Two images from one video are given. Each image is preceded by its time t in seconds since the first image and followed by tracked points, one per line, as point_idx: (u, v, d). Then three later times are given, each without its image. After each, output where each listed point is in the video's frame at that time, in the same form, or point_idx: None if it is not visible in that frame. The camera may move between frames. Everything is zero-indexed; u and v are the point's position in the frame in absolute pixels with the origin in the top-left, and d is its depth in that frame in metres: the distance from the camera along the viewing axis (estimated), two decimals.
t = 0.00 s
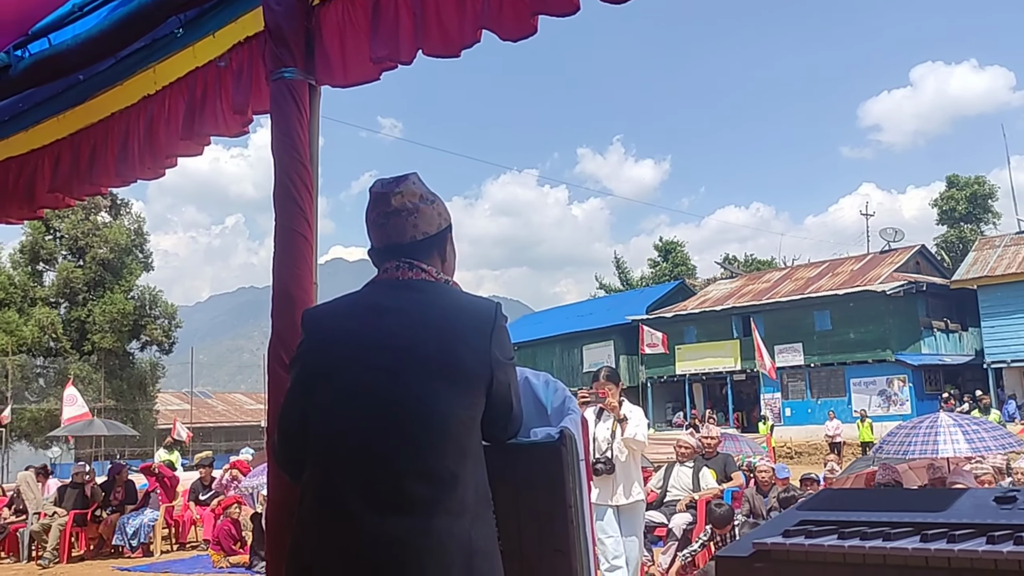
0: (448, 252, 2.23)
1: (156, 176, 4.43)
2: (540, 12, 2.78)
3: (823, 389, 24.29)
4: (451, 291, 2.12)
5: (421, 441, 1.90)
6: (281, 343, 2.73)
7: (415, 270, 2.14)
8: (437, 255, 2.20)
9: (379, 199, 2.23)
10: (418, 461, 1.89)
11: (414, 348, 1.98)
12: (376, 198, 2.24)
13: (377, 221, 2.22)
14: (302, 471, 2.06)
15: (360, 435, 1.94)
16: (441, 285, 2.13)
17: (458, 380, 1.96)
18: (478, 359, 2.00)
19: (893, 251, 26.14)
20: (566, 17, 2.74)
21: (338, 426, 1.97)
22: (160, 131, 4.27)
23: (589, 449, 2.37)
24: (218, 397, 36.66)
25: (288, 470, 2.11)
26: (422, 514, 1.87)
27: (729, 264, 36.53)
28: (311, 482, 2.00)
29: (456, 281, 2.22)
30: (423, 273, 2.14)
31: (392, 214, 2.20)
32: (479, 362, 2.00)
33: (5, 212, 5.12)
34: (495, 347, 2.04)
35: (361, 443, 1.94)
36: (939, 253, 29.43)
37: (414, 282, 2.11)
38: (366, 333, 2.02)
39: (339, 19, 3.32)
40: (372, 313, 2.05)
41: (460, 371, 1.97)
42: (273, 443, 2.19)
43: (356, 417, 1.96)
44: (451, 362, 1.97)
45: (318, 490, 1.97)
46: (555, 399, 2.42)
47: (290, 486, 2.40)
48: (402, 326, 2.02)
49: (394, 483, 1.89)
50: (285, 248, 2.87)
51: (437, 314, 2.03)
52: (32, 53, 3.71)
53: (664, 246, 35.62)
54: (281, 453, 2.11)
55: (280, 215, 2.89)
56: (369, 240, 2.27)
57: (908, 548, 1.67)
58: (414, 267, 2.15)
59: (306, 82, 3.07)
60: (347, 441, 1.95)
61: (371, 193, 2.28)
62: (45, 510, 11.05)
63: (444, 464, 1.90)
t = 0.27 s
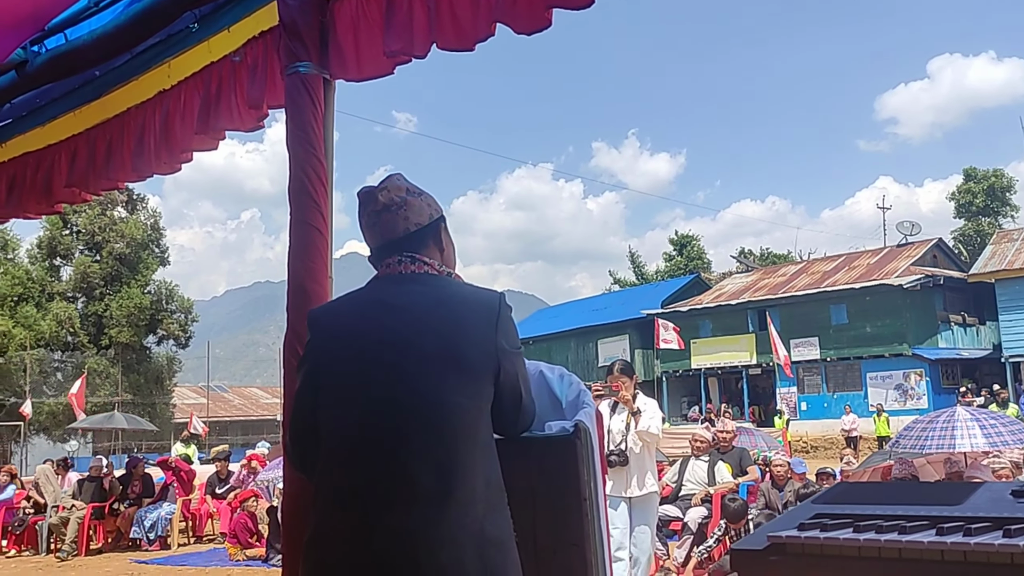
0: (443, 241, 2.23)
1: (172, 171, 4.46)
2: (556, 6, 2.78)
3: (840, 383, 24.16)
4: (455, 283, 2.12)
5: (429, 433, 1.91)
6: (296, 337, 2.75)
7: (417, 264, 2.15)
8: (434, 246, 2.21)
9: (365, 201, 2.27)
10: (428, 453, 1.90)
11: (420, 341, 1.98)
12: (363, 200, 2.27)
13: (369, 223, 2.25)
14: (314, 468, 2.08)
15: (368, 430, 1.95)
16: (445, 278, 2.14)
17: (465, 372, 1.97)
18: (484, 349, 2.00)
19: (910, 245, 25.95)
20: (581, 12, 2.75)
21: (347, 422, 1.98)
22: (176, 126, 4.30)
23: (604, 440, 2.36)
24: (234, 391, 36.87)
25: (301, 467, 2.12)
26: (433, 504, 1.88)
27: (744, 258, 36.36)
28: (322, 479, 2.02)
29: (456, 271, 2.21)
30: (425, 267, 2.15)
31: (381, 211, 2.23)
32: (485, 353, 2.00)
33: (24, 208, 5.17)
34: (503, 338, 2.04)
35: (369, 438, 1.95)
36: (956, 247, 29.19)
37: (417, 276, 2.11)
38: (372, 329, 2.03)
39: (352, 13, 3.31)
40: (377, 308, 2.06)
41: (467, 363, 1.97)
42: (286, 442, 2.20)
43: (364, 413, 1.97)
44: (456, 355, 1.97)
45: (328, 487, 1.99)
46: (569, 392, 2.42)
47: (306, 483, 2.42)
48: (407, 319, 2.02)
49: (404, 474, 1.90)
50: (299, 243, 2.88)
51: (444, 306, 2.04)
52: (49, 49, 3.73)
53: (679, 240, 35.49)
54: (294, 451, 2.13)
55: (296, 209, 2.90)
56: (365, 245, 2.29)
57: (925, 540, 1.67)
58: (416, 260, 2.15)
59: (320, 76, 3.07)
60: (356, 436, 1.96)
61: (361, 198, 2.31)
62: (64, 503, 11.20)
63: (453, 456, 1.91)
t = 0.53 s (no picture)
0: (449, 237, 2.24)
1: (182, 166, 4.48)
2: None
3: (850, 377, 24.08)
4: (460, 277, 2.13)
5: (435, 424, 1.92)
6: (304, 331, 2.76)
7: (422, 259, 2.15)
8: (439, 241, 2.21)
9: (372, 196, 2.27)
10: (434, 443, 1.91)
11: (425, 333, 2.00)
12: (370, 194, 2.27)
13: (374, 218, 2.25)
14: (321, 462, 2.09)
15: (374, 422, 1.96)
16: (450, 272, 2.14)
17: (470, 363, 1.98)
18: (489, 340, 2.01)
19: (920, 238, 25.82)
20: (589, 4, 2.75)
21: (353, 414, 1.99)
22: (185, 121, 4.32)
23: (611, 433, 2.37)
24: (244, 385, 37.05)
25: (309, 461, 2.13)
26: (438, 495, 1.89)
27: (754, 251, 36.25)
28: (329, 472, 2.03)
29: (461, 267, 2.22)
30: (431, 261, 2.15)
31: (387, 206, 2.23)
32: (490, 344, 2.01)
33: (35, 203, 5.20)
34: (508, 330, 2.05)
35: (374, 430, 1.96)
36: (967, 240, 29.04)
37: (423, 269, 2.12)
38: (376, 322, 2.04)
39: (360, 7, 3.31)
40: (382, 301, 2.07)
41: (472, 354, 1.98)
42: (293, 437, 2.22)
43: (370, 405, 1.98)
44: (462, 347, 1.98)
45: (335, 479, 2.00)
46: (577, 385, 2.42)
47: (314, 479, 2.43)
48: (412, 311, 2.04)
49: (410, 466, 1.91)
50: (308, 237, 2.89)
51: (450, 298, 2.05)
52: (59, 44, 3.74)
53: (688, 234, 35.41)
54: (301, 445, 2.14)
55: (304, 204, 2.91)
56: (371, 241, 2.30)
57: (934, 533, 1.67)
58: (421, 255, 2.16)
59: (328, 70, 3.08)
60: (362, 427, 1.97)
61: (366, 193, 2.31)
62: (76, 496, 11.31)
63: (460, 447, 1.92)
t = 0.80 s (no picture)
0: (455, 232, 2.24)
1: (188, 160, 4.49)
2: None
3: (856, 371, 24.05)
4: (466, 272, 2.13)
5: (442, 418, 1.93)
6: (310, 325, 2.77)
7: (428, 253, 2.16)
8: (446, 236, 2.22)
9: (379, 190, 2.27)
10: (439, 438, 1.92)
11: (432, 329, 2.00)
12: (377, 188, 2.28)
13: (381, 213, 2.25)
14: (327, 455, 2.09)
15: (379, 418, 1.97)
16: (456, 266, 2.15)
17: (476, 358, 1.98)
18: (495, 335, 2.01)
19: (927, 232, 25.73)
20: None
21: (359, 409, 2.00)
22: (191, 115, 4.32)
23: (617, 428, 2.37)
24: (251, 380, 37.19)
25: (315, 456, 2.14)
26: (444, 489, 1.90)
27: (760, 246, 36.19)
28: (336, 465, 2.03)
29: (467, 261, 2.22)
30: (436, 256, 2.16)
31: (394, 200, 2.23)
32: (496, 339, 2.02)
33: (41, 197, 5.21)
34: (513, 324, 2.05)
35: (379, 424, 1.96)
36: (974, 234, 28.94)
37: (429, 264, 2.13)
38: (381, 318, 2.05)
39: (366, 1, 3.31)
40: (388, 296, 2.08)
41: (478, 349, 1.99)
42: (299, 430, 2.23)
43: (376, 399, 1.98)
44: (468, 342, 1.99)
45: (341, 473, 2.00)
46: (583, 379, 2.42)
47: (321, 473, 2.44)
48: (417, 307, 2.04)
49: (416, 460, 1.92)
50: (314, 231, 2.90)
51: (455, 292, 2.05)
52: (65, 38, 3.75)
53: (694, 228, 35.36)
54: (307, 439, 2.15)
55: (310, 199, 2.91)
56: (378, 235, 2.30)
57: (939, 526, 1.67)
58: (426, 250, 2.17)
59: (334, 65, 3.08)
60: (367, 422, 1.98)
61: (373, 187, 2.31)
62: (83, 491, 11.32)
63: (465, 442, 1.92)
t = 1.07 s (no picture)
0: (458, 226, 2.24)
1: (191, 155, 4.49)
2: None
3: (858, 367, 24.05)
4: (467, 266, 2.14)
5: (442, 414, 1.93)
6: (312, 320, 2.77)
7: (430, 248, 2.16)
8: (448, 231, 2.22)
9: (382, 183, 2.28)
10: (440, 433, 1.92)
11: (434, 324, 2.00)
12: (380, 182, 2.28)
13: (385, 207, 2.25)
14: (329, 451, 2.09)
15: (380, 413, 1.97)
16: (458, 261, 2.15)
17: (477, 354, 1.98)
18: (496, 330, 2.02)
19: (930, 228, 25.69)
20: None
21: (360, 405, 2.00)
22: (193, 109, 4.33)
23: (618, 423, 2.37)
24: (253, 375, 37.25)
25: (317, 451, 2.14)
26: (444, 485, 1.90)
27: (763, 241, 36.16)
28: (337, 461, 2.04)
29: (469, 256, 2.22)
30: (438, 250, 2.16)
31: (397, 194, 2.24)
32: (497, 334, 2.02)
33: (44, 192, 5.22)
34: (514, 319, 2.05)
35: (380, 419, 1.97)
36: (977, 230, 28.89)
37: (431, 259, 2.13)
38: (382, 313, 2.05)
39: None
40: (389, 291, 2.08)
41: (479, 344, 1.99)
42: (301, 424, 2.23)
43: (378, 396, 1.99)
44: (469, 337, 1.99)
45: (343, 469, 2.00)
46: (585, 373, 2.42)
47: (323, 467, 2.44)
48: (419, 302, 2.04)
49: (417, 457, 1.92)
50: (316, 225, 2.90)
51: (456, 287, 2.05)
52: (67, 32, 3.75)
53: (697, 223, 35.33)
54: (308, 433, 2.15)
55: (312, 194, 2.92)
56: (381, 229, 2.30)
57: (939, 521, 1.67)
58: (428, 244, 2.17)
59: (336, 59, 3.08)
60: (369, 418, 1.98)
61: (377, 180, 2.31)
62: (86, 485, 11.36)
63: (465, 438, 1.93)
